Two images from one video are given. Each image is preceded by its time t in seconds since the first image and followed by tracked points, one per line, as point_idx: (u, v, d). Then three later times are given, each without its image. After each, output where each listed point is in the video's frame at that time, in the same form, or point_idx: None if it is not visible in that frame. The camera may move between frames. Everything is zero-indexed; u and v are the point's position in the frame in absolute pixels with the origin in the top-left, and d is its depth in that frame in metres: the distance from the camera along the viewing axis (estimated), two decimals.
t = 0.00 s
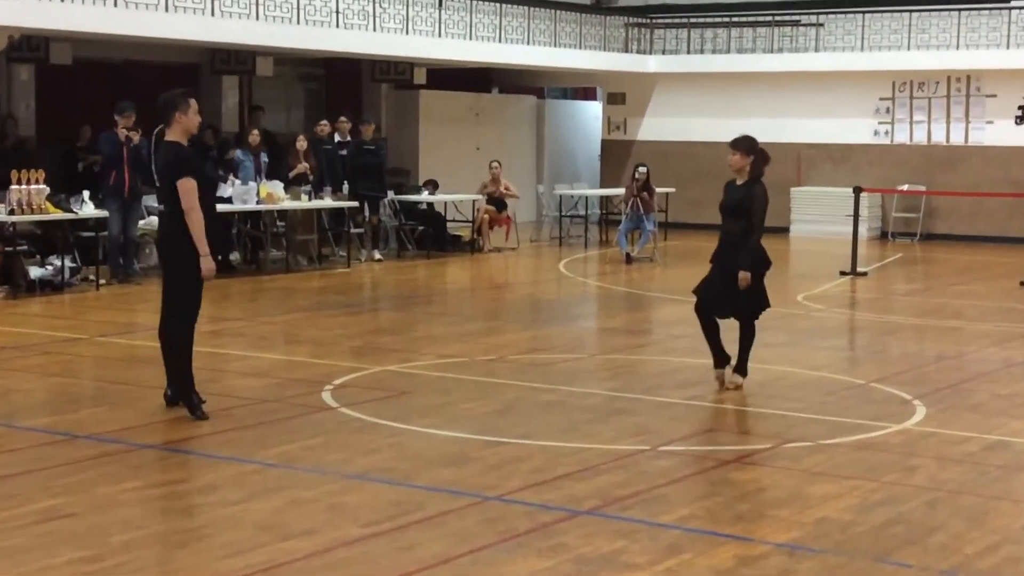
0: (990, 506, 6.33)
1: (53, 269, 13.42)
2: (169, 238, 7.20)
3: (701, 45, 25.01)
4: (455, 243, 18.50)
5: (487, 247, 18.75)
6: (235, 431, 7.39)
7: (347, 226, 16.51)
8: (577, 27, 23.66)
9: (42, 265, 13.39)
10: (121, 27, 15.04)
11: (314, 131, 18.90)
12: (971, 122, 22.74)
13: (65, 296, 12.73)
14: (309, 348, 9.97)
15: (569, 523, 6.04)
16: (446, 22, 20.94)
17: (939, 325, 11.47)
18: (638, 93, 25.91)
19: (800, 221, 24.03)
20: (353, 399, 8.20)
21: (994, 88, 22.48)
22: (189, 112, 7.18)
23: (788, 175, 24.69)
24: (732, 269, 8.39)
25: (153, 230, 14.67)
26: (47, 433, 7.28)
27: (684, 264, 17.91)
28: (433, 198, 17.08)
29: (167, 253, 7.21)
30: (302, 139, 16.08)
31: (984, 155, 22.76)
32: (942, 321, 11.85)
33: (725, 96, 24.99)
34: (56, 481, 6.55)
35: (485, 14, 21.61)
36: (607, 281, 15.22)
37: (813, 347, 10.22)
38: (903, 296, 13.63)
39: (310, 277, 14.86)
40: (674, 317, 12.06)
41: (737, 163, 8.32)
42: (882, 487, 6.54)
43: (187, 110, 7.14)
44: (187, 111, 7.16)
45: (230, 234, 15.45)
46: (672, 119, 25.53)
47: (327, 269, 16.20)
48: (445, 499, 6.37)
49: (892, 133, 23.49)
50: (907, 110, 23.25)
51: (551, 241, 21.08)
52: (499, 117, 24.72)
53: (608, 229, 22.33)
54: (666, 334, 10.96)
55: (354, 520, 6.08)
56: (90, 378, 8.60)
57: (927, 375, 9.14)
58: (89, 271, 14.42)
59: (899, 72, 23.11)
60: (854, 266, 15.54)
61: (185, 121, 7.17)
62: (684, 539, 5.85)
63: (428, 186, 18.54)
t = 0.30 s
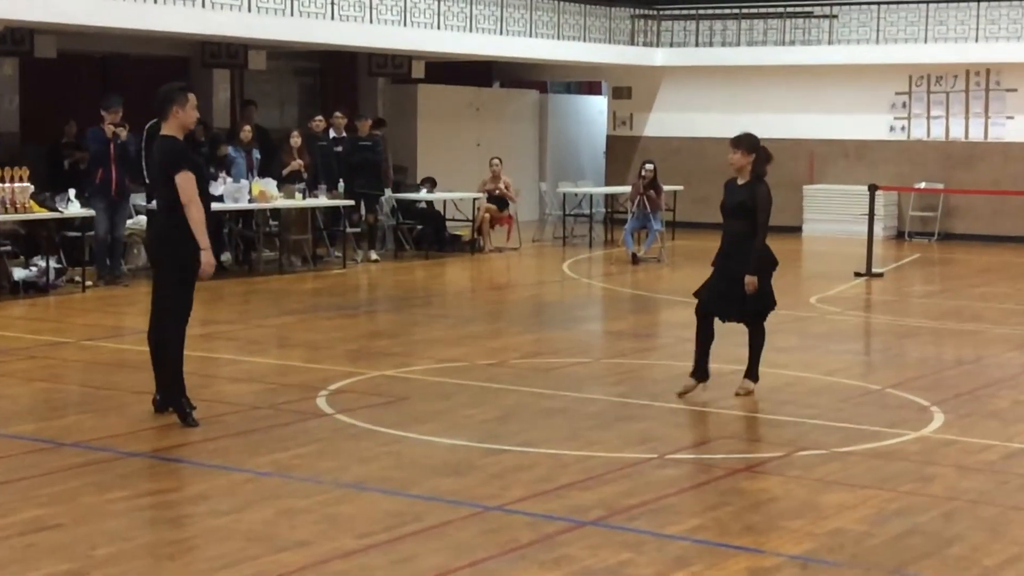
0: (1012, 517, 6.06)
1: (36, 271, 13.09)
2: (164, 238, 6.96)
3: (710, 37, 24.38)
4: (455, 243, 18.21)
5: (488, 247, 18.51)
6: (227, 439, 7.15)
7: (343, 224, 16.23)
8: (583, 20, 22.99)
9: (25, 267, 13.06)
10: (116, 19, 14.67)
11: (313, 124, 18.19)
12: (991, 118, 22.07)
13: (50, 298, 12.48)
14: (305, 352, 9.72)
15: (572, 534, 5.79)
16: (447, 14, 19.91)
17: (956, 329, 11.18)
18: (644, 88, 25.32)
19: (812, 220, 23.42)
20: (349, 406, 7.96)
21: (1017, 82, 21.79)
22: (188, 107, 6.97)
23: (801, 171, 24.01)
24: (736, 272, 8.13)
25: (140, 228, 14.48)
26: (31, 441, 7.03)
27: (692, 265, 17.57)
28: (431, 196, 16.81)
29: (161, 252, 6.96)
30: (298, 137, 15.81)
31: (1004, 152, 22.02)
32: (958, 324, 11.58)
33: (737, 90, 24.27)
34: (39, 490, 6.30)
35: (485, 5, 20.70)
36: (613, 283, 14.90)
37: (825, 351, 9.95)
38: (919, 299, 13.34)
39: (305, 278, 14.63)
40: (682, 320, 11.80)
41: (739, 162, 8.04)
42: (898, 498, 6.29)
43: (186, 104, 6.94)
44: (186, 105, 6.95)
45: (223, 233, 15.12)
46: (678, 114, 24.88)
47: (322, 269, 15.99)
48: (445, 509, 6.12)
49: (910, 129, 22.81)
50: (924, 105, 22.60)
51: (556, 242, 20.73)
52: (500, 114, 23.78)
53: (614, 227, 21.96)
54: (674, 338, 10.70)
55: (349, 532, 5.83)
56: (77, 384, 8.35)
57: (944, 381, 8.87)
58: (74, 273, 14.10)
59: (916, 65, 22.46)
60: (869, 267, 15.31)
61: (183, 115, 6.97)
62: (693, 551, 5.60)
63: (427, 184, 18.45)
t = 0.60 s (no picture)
0: None
1: (30, 270, 12.91)
2: (162, 235, 6.82)
3: (720, 31, 23.70)
4: (458, 242, 18.06)
5: (493, 246, 18.35)
6: (225, 442, 7.00)
7: (342, 222, 16.03)
8: (589, 13, 22.59)
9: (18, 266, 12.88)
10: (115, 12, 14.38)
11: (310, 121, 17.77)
12: (1008, 114, 21.47)
13: (44, 298, 12.31)
14: (304, 353, 9.57)
15: (579, 540, 5.64)
16: (449, 7, 19.71)
17: (971, 331, 11.02)
18: (653, 82, 24.68)
19: (823, 218, 22.74)
20: (349, 409, 7.80)
21: None
22: (189, 102, 6.84)
23: (812, 169, 23.37)
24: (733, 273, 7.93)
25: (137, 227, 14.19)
26: (24, 444, 6.89)
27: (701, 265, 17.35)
28: (433, 195, 16.57)
29: (157, 250, 6.82)
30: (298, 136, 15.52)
31: (1022, 149, 21.43)
32: (974, 325, 11.38)
33: (747, 85, 23.65)
34: (32, 495, 6.15)
35: None
36: (620, 283, 14.72)
37: (838, 353, 9.79)
38: (934, 299, 13.12)
39: (303, 279, 14.47)
40: (691, 321, 11.64)
41: (733, 161, 7.81)
42: (913, 503, 6.13)
43: (187, 99, 6.81)
44: (187, 100, 6.82)
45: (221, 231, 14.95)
46: (685, 111, 24.32)
47: (321, 268, 15.88)
48: (448, 515, 5.97)
49: (925, 125, 22.22)
50: (939, 100, 21.99)
51: (562, 241, 20.51)
52: (504, 109, 23.41)
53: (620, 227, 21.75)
54: (683, 340, 10.54)
55: (349, 537, 5.68)
56: (71, 386, 8.20)
57: (958, 384, 8.70)
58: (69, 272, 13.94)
59: (931, 60, 21.82)
60: (883, 267, 15.15)
61: (183, 111, 6.83)
62: (703, 558, 5.44)
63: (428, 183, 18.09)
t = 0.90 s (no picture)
0: None
1: (20, 269, 12.73)
2: (154, 233, 6.67)
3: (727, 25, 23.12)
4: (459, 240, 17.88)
5: (495, 245, 18.17)
6: (221, 446, 6.84)
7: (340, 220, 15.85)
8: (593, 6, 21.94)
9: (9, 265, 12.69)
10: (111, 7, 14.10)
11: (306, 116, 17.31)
12: None
13: (35, 298, 12.13)
14: (303, 355, 9.41)
15: (583, 547, 5.48)
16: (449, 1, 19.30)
17: (985, 334, 10.83)
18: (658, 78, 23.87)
19: (834, 216, 22.03)
20: (347, 412, 7.64)
21: None
22: (184, 96, 6.69)
23: (822, 168, 22.43)
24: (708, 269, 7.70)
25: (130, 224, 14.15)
26: (14, 448, 6.73)
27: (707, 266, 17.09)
28: (433, 193, 16.40)
29: (148, 248, 6.67)
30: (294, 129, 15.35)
31: None
32: (988, 328, 11.17)
33: (756, 79, 22.77)
34: (22, 499, 5.99)
35: None
36: (624, 283, 14.52)
37: (848, 355, 9.60)
38: (947, 301, 12.89)
39: (300, 279, 14.26)
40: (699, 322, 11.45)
41: (717, 154, 7.63)
42: (927, 509, 5.97)
43: (183, 93, 6.67)
44: (183, 95, 6.68)
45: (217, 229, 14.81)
46: (696, 105, 23.39)
47: (319, 267, 15.70)
48: (449, 521, 5.81)
49: (939, 121, 21.37)
50: (953, 96, 21.19)
51: (566, 241, 20.25)
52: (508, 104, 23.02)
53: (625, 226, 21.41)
54: (690, 342, 10.35)
55: (348, 544, 5.52)
56: (62, 388, 8.03)
57: (972, 387, 8.53)
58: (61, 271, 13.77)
59: (944, 54, 21.07)
60: (896, 267, 14.98)
61: (178, 106, 6.68)
62: (712, 565, 5.29)
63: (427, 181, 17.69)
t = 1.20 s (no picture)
0: None
1: (11, 271, 12.55)
2: (147, 235, 6.55)
3: (734, 22, 22.86)
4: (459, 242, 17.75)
5: (497, 247, 18.05)
6: (217, 452, 6.72)
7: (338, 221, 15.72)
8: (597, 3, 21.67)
9: None
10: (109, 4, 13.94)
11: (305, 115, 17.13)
12: None
13: (26, 301, 12.01)
14: (299, 359, 9.29)
15: (587, 556, 5.35)
16: None
17: (996, 337, 10.72)
18: (664, 77, 23.70)
19: (843, 219, 21.86)
20: (344, 417, 7.53)
21: None
22: (179, 96, 6.58)
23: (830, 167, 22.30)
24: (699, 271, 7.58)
25: (123, 225, 13.88)
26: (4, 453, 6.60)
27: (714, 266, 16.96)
28: (433, 194, 16.28)
29: (142, 250, 6.55)
30: (291, 128, 15.21)
31: None
32: (998, 332, 11.06)
33: (764, 78, 22.62)
34: (12, 506, 5.86)
35: None
36: (629, 286, 14.40)
37: (855, 359, 9.49)
38: (958, 305, 12.78)
39: (298, 281, 14.14)
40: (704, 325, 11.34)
41: (706, 154, 7.48)
42: (938, 517, 5.84)
43: (178, 93, 6.56)
44: (178, 94, 6.56)
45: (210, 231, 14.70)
46: (702, 104, 23.22)
47: (316, 269, 15.60)
48: (449, 528, 5.69)
49: (949, 120, 21.21)
50: (965, 95, 21.03)
51: (569, 243, 20.12)
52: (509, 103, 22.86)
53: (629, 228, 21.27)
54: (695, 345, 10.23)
55: (346, 551, 5.40)
56: (53, 393, 7.91)
57: (982, 392, 8.40)
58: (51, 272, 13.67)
59: (955, 53, 20.92)
60: (906, 269, 14.89)
61: (173, 104, 6.57)
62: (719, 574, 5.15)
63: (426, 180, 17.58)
